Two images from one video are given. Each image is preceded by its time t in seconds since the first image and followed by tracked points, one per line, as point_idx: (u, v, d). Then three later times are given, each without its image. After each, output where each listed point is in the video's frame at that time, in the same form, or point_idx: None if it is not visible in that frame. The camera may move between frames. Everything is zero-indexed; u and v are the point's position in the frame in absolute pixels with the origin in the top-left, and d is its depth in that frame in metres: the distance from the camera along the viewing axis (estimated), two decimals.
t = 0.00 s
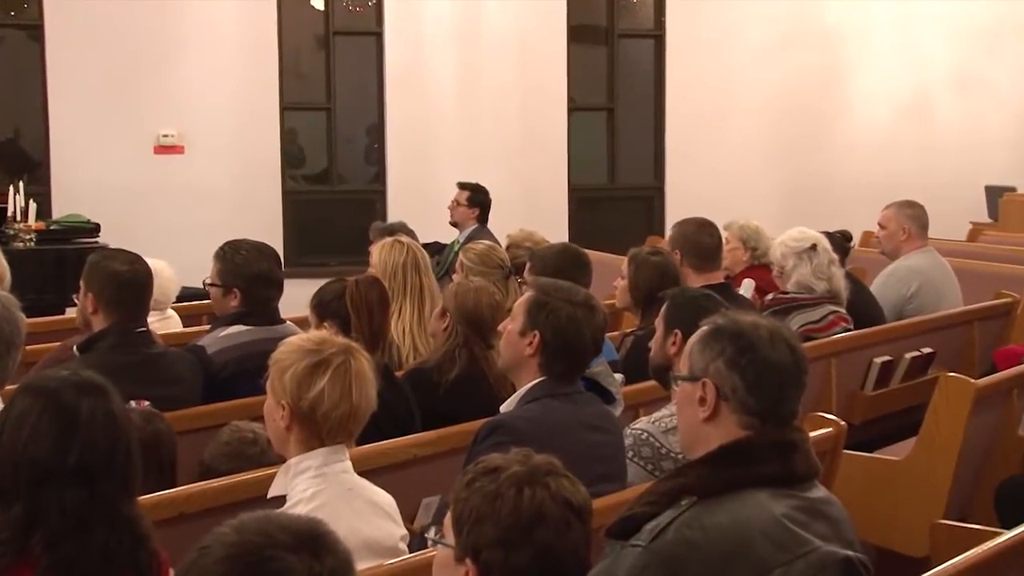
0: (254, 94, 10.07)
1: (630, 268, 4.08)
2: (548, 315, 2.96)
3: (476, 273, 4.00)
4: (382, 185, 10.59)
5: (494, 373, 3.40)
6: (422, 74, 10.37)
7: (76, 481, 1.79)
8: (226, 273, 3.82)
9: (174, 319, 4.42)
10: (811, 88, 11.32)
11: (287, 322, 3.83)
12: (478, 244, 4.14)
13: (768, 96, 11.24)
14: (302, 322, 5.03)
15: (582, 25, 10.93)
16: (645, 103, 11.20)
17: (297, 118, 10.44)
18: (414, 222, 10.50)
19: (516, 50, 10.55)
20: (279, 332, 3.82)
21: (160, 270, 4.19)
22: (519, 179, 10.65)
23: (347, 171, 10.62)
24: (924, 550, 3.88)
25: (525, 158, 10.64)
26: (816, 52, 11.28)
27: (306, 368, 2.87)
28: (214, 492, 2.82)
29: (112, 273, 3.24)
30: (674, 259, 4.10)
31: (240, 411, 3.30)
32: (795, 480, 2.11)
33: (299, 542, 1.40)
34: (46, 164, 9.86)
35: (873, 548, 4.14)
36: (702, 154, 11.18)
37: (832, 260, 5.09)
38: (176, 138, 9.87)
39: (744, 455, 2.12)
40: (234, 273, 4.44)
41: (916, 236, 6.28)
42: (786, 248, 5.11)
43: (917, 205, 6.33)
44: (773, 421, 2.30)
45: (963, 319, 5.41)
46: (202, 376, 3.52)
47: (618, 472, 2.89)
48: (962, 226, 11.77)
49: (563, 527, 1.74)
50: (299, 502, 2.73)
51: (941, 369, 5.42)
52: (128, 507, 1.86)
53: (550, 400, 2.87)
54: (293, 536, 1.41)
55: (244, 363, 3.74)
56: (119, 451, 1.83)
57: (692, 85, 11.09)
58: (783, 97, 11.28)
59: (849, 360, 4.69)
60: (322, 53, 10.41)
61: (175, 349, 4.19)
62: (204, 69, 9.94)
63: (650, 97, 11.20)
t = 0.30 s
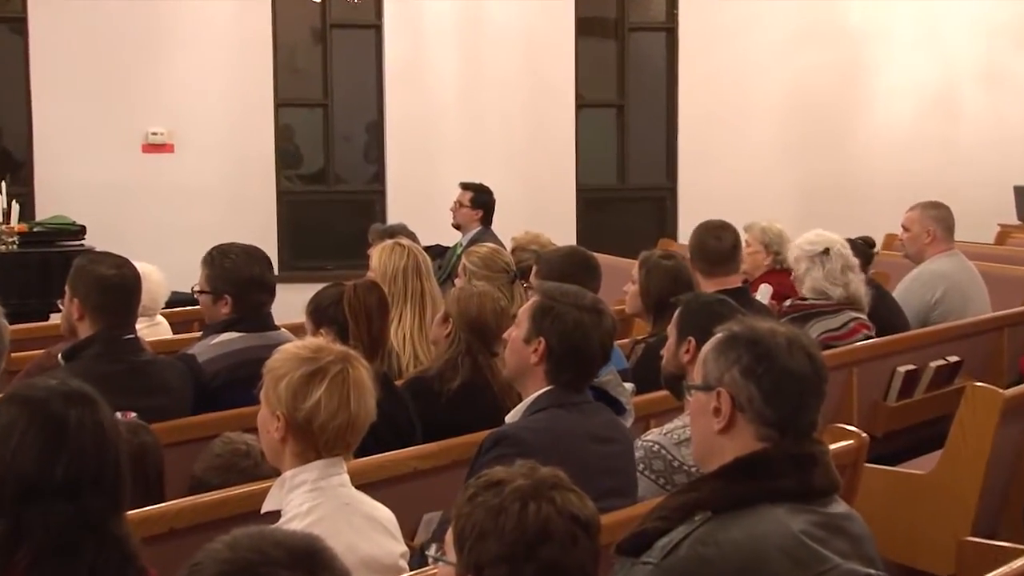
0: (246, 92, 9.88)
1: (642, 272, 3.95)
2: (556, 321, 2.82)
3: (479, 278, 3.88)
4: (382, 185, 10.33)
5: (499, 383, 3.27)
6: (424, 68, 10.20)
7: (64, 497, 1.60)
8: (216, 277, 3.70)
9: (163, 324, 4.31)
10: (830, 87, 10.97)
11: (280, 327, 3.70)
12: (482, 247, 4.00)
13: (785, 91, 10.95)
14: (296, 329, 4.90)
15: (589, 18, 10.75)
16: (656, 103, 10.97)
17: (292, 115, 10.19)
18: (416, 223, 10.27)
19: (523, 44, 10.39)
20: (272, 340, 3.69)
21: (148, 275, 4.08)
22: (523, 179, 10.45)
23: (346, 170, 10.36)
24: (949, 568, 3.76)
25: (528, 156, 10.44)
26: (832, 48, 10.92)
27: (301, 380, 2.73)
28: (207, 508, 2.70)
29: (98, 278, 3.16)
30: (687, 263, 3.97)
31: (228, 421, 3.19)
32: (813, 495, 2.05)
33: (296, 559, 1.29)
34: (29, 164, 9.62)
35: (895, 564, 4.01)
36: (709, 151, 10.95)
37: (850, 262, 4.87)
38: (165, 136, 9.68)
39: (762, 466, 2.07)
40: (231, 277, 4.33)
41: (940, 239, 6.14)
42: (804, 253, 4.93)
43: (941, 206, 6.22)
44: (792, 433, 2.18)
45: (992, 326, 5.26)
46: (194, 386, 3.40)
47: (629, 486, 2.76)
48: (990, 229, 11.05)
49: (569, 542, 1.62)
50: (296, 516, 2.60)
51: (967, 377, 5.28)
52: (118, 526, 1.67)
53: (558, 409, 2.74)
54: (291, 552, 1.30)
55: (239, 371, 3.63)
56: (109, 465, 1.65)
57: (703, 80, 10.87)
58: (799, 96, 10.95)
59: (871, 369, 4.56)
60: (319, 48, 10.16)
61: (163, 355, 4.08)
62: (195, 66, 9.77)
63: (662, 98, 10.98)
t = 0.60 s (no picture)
0: (241, 87, 9.44)
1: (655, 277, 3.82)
2: (563, 329, 2.70)
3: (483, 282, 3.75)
4: (383, 187, 9.88)
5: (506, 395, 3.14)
6: (428, 64, 9.75)
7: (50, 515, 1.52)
8: (205, 285, 3.58)
9: (153, 331, 4.21)
10: (852, 84, 10.59)
11: (275, 335, 3.58)
12: (487, 250, 3.87)
13: (807, 89, 10.55)
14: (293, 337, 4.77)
15: (602, 11, 10.28)
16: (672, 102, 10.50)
17: (289, 115, 9.74)
18: (418, 227, 9.79)
19: (528, 39, 9.89)
20: (266, 348, 3.57)
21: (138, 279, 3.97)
22: (530, 181, 9.94)
23: (344, 172, 9.90)
24: None
25: (536, 156, 9.95)
26: (853, 39, 10.52)
27: (298, 391, 2.60)
28: (200, 524, 2.57)
29: (86, 283, 3.06)
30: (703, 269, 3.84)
31: (218, 433, 3.09)
32: (836, 511, 1.99)
33: None
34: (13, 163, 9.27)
35: None
36: (725, 152, 10.49)
37: (846, 267, 4.71)
38: (156, 135, 9.29)
39: (778, 480, 2.01)
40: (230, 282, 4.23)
41: (969, 242, 6.00)
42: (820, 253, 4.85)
43: (970, 209, 6.07)
44: (812, 447, 2.06)
45: None
46: (184, 396, 3.29)
47: (642, 502, 2.63)
48: None
49: (578, 563, 1.53)
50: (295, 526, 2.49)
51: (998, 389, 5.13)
52: (105, 544, 1.58)
53: (566, 421, 2.61)
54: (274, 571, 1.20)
55: (233, 381, 3.49)
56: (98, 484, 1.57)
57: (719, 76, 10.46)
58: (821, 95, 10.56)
59: (896, 379, 4.42)
60: (318, 41, 9.72)
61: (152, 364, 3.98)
62: (187, 62, 9.36)
63: (676, 97, 10.52)
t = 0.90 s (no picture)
0: (232, 79, 8.99)
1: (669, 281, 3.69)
2: (570, 336, 2.58)
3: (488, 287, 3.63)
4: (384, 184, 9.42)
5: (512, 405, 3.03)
6: (428, 59, 9.20)
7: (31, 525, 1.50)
8: (197, 291, 3.47)
9: (141, 338, 4.10)
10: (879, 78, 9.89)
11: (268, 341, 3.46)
12: (492, 253, 3.76)
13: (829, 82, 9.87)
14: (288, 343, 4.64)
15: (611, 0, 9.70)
16: (684, 99, 9.90)
17: (281, 113, 9.30)
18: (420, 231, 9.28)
19: (536, 34, 9.36)
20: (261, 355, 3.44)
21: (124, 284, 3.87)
22: (539, 182, 9.41)
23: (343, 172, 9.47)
24: None
25: (543, 156, 9.41)
26: (880, 30, 9.82)
27: (294, 401, 2.47)
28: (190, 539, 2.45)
29: (71, 289, 2.95)
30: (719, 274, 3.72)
31: (210, 443, 2.97)
32: (859, 527, 1.88)
33: None
34: None
35: None
36: (746, 146, 9.84)
37: (869, 269, 4.59)
38: (144, 131, 8.82)
39: (800, 495, 1.90)
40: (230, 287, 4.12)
41: (998, 244, 5.84)
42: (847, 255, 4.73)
43: (998, 210, 5.90)
44: (832, 460, 1.94)
45: None
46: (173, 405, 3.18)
47: (654, 518, 2.51)
48: None
49: None
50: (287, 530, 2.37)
51: None
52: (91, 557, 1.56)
53: (575, 431, 2.49)
54: None
55: (224, 389, 3.37)
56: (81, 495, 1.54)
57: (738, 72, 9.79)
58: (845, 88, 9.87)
59: (920, 389, 4.29)
60: (313, 33, 9.27)
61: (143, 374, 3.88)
62: (180, 56, 8.90)
63: (691, 88, 9.90)
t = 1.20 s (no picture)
0: (224, 77, 8.70)
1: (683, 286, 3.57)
2: (577, 344, 2.45)
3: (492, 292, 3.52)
4: (383, 184, 9.18)
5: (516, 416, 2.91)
6: (430, 54, 8.93)
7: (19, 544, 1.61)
8: (187, 295, 3.33)
9: (128, 346, 4.00)
10: (904, 74, 9.48)
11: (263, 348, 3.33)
12: (497, 256, 3.64)
13: (852, 76, 9.46)
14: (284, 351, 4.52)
15: None
16: (699, 94, 9.55)
17: (277, 111, 9.04)
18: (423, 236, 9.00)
19: (542, 25, 9.05)
20: (257, 360, 3.31)
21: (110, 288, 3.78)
22: (545, 181, 9.13)
23: (340, 170, 9.21)
24: None
25: (548, 155, 9.12)
26: (902, 23, 9.42)
27: (288, 411, 2.34)
28: (182, 558, 2.32)
29: (52, 293, 2.86)
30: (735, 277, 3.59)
31: (206, 453, 2.86)
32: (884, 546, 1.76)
33: None
34: None
35: None
36: (764, 145, 9.46)
37: (893, 272, 4.37)
38: (131, 128, 8.58)
39: (823, 513, 1.79)
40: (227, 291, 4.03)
41: None
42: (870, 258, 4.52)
43: None
44: (853, 474, 1.84)
45: None
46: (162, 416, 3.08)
47: (668, 535, 2.38)
48: None
49: None
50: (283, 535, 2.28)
51: None
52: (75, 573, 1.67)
53: (583, 443, 2.36)
54: None
55: (217, 399, 3.24)
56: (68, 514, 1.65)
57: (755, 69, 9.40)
58: (868, 84, 9.46)
59: (948, 399, 4.16)
60: (310, 24, 9.00)
61: (127, 381, 3.79)
62: (169, 55, 8.64)
63: (707, 82, 9.55)
